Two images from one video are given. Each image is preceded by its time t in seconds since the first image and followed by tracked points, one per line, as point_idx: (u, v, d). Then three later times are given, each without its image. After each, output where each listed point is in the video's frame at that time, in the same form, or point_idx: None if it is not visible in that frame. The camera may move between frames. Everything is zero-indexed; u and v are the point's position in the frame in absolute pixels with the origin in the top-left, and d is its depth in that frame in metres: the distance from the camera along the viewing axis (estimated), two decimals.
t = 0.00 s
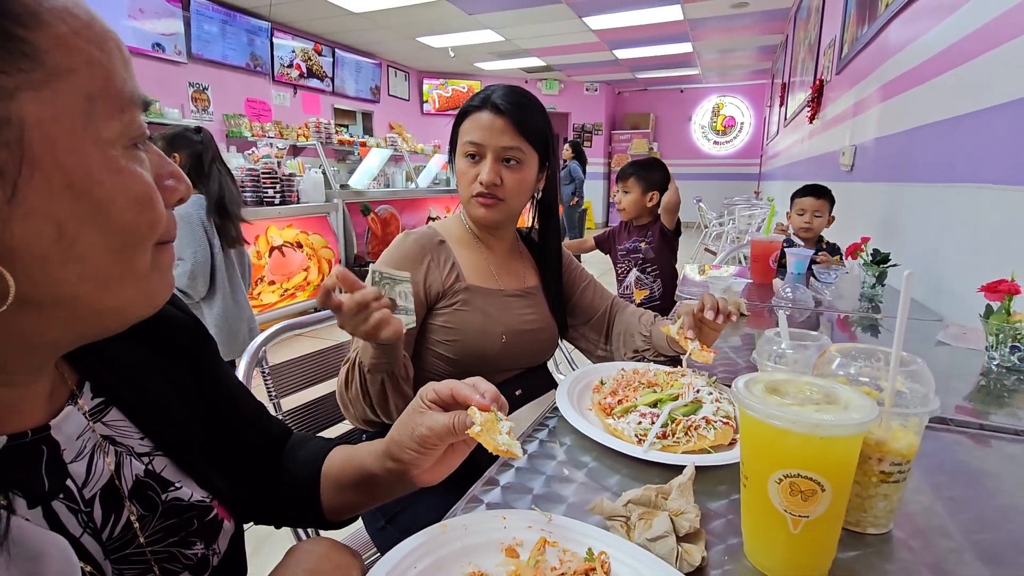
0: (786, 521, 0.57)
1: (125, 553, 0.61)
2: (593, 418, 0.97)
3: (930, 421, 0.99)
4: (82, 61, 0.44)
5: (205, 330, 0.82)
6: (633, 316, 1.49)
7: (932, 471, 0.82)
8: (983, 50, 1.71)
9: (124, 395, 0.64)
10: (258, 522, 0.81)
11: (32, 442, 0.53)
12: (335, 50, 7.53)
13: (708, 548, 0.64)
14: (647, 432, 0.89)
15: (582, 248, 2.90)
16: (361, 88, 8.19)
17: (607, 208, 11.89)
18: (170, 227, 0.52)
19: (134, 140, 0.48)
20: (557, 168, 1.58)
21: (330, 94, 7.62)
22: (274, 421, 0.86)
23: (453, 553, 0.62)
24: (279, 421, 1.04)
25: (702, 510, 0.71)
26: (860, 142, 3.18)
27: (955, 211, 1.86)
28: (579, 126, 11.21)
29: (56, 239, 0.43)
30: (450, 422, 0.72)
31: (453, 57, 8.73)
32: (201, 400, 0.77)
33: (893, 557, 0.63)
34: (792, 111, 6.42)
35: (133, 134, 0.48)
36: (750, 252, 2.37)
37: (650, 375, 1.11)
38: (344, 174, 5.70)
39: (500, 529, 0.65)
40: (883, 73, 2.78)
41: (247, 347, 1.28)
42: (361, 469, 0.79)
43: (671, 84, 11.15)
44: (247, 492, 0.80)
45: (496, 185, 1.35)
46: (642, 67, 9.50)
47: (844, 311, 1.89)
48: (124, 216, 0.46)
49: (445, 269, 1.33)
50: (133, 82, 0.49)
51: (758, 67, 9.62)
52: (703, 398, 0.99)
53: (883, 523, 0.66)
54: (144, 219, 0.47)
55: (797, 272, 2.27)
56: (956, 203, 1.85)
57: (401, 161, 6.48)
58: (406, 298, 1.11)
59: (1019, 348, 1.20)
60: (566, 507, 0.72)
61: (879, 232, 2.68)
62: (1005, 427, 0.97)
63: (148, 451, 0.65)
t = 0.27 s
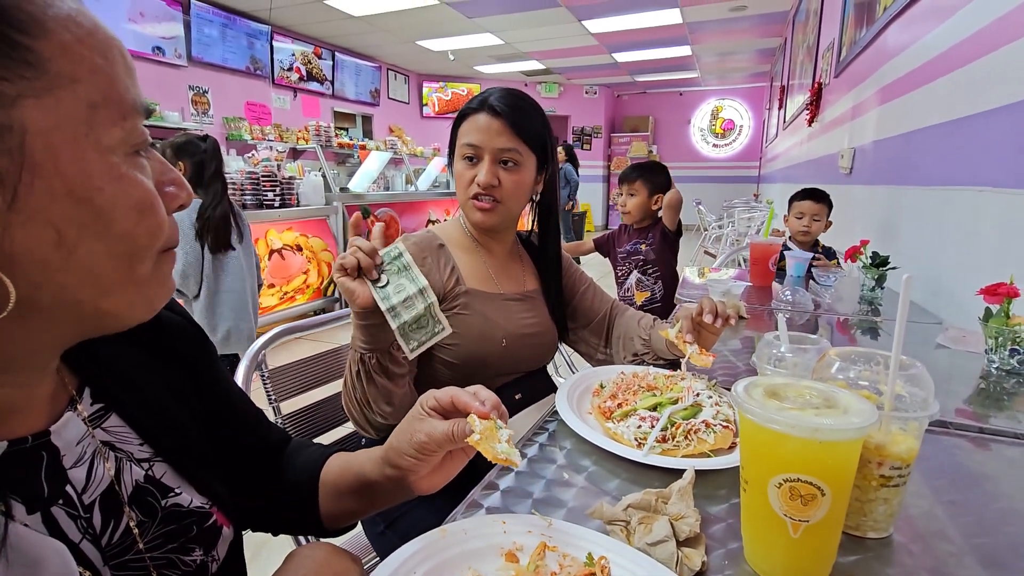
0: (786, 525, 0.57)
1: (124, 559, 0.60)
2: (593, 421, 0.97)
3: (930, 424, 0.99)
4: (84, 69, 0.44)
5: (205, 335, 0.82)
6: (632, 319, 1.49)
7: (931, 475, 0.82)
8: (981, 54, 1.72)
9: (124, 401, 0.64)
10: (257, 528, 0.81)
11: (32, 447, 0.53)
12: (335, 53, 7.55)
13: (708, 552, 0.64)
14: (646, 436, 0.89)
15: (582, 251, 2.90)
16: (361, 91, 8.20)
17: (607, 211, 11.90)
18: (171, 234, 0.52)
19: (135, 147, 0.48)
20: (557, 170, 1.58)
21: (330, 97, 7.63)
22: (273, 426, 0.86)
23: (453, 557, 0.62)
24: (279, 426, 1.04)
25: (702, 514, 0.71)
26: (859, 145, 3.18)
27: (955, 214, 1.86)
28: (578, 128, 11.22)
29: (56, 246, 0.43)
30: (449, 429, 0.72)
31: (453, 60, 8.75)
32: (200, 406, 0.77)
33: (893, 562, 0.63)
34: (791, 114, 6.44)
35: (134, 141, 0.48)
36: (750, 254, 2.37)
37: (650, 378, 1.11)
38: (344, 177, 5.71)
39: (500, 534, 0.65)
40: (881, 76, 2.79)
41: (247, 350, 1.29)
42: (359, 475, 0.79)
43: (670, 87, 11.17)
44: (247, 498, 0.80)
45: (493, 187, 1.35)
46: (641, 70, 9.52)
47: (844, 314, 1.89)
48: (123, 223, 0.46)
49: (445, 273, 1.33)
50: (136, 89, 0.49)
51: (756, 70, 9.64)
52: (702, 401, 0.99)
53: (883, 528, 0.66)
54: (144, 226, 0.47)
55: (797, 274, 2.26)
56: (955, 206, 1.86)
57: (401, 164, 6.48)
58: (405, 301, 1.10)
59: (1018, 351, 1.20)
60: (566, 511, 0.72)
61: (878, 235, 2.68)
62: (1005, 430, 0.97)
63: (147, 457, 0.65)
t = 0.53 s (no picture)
0: (786, 530, 0.56)
1: (123, 565, 0.60)
2: (592, 425, 0.97)
3: (930, 427, 0.99)
4: (85, 76, 0.44)
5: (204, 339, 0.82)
6: (632, 323, 1.49)
7: (931, 479, 0.82)
8: (981, 57, 1.72)
9: (124, 406, 0.64)
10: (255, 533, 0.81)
11: (33, 453, 0.53)
12: (335, 56, 7.56)
13: (708, 557, 0.64)
14: (646, 440, 0.89)
15: (581, 253, 2.89)
16: (361, 94, 8.21)
17: (606, 213, 11.90)
18: (169, 240, 0.52)
19: (136, 152, 0.48)
20: (558, 173, 1.58)
21: (329, 100, 7.64)
22: (272, 431, 0.86)
23: (452, 562, 0.61)
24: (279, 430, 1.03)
25: (702, 518, 0.71)
26: (858, 148, 3.18)
27: (954, 216, 1.86)
28: (578, 131, 11.24)
29: (55, 252, 0.42)
30: (448, 435, 0.72)
31: (452, 62, 8.76)
32: (199, 411, 0.77)
33: (893, 566, 0.63)
34: (790, 116, 6.44)
35: (134, 147, 0.48)
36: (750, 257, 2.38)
37: (649, 382, 1.11)
38: (344, 179, 5.71)
39: (499, 539, 0.65)
40: (880, 79, 2.80)
41: (247, 353, 1.29)
42: (358, 481, 0.79)
43: (670, 89, 11.18)
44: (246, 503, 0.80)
45: (493, 190, 1.35)
46: (641, 72, 9.54)
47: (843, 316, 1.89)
48: (122, 230, 0.46)
49: (445, 277, 1.33)
50: (136, 95, 0.49)
51: (756, 73, 9.66)
52: (702, 405, 0.98)
53: (883, 532, 0.66)
54: (142, 233, 0.47)
55: (796, 277, 2.26)
56: (955, 208, 1.86)
57: (400, 166, 6.49)
58: (394, 338, 1.11)
59: (1018, 354, 1.20)
60: (566, 516, 0.72)
61: (878, 237, 2.68)
62: (1005, 434, 0.97)
63: (147, 462, 0.65)
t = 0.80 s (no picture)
0: (785, 533, 0.57)
1: (123, 568, 0.60)
2: (592, 427, 0.97)
3: (930, 429, 0.99)
4: (86, 82, 0.44)
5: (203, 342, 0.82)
6: (632, 324, 1.49)
7: (931, 481, 0.82)
8: (980, 59, 1.72)
9: (122, 409, 0.64)
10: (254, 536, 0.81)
11: (32, 456, 0.53)
12: (334, 57, 7.56)
13: (707, 559, 0.64)
14: (645, 442, 0.89)
15: (581, 254, 2.90)
16: (360, 95, 8.21)
17: (606, 214, 11.90)
18: (168, 244, 0.52)
19: (136, 157, 0.49)
20: (558, 175, 1.59)
21: (329, 101, 7.64)
22: (271, 434, 0.86)
23: (451, 565, 0.62)
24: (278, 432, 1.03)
25: (701, 520, 0.71)
26: (858, 149, 3.19)
27: (954, 217, 1.86)
28: (578, 132, 11.24)
29: (54, 256, 0.42)
30: (446, 441, 0.72)
31: (452, 64, 8.77)
32: (198, 414, 0.77)
33: (892, 568, 0.63)
34: (790, 118, 6.44)
35: (135, 152, 0.48)
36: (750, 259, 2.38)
37: (649, 383, 1.11)
38: (343, 181, 5.71)
39: (498, 541, 0.65)
40: (880, 81, 2.80)
41: (247, 355, 1.29)
42: (356, 485, 0.79)
43: (669, 90, 11.19)
44: (245, 506, 0.80)
45: (492, 194, 1.35)
46: (640, 73, 9.55)
47: (842, 317, 1.89)
48: (121, 234, 0.46)
49: (444, 280, 1.33)
50: (138, 100, 0.49)
51: (756, 74, 9.67)
52: (701, 406, 0.99)
53: (883, 534, 0.66)
54: (142, 238, 0.47)
55: (796, 278, 2.27)
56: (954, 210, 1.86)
57: (400, 168, 6.49)
58: (394, 339, 1.11)
59: (1018, 356, 1.20)
60: (565, 518, 0.72)
61: (877, 238, 2.68)
62: (1004, 435, 0.97)
63: (146, 465, 0.65)
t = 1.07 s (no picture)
0: (788, 528, 0.57)
1: (127, 564, 0.60)
2: (594, 424, 0.97)
3: (931, 425, 0.99)
4: (92, 80, 0.44)
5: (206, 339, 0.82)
6: (633, 321, 1.49)
7: (932, 477, 0.82)
8: (980, 56, 1.72)
9: (126, 406, 0.64)
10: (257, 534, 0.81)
11: (34, 454, 0.53)
12: (334, 55, 7.55)
13: (710, 555, 0.64)
14: (647, 438, 0.89)
15: (582, 252, 2.90)
16: (360, 93, 8.20)
17: (606, 212, 11.91)
18: (172, 243, 0.52)
19: (141, 156, 0.49)
20: (558, 173, 1.58)
21: (328, 100, 7.63)
22: (274, 432, 0.86)
23: (454, 561, 0.62)
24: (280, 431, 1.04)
25: (703, 516, 0.71)
26: (858, 146, 3.18)
27: (954, 214, 1.86)
28: (577, 130, 11.23)
29: (57, 253, 0.42)
30: (449, 437, 0.72)
31: (451, 62, 8.75)
32: (201, 411, 0.77)
33: (895, 564, 0.63)
34: (790, 115, 6.44)
35: (140, 151, 0.48)
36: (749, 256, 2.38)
37: (650, 380, 1.12)
38: (343, 179, 5.70)
39: (502, 538, 0.65)
40: (880, 78, 2.80)
41: (248, 354, 1.29)
42: (358, 482, 0.79)
43: (669, 88, 11.17)
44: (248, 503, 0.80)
45: (493, 192, 1.35)
46: (640, 71, 9.53)
47: (843, 314, 1.89)
48: (126, 233, 0.46)
49: (446, 279, 1.33)
50: (143, 99, 0.49)
51: (755, 71, 9.66)
52: (703, 403, 0.99)
53: (885, 530, 0.66)
54: (146, 237, 0.47)
55: (796, 275, 2.27)
56: (955, 207, 1.85)
57: (400, 166, 6.48)
58: (396, 340, 1.11)
59: (1018, 352, 1.20)
60: (568, 514, 0.72)
61: (878, 235, 2.68)
62: (1006, 431, 0.97)
63: (150, 462, 0.65)
